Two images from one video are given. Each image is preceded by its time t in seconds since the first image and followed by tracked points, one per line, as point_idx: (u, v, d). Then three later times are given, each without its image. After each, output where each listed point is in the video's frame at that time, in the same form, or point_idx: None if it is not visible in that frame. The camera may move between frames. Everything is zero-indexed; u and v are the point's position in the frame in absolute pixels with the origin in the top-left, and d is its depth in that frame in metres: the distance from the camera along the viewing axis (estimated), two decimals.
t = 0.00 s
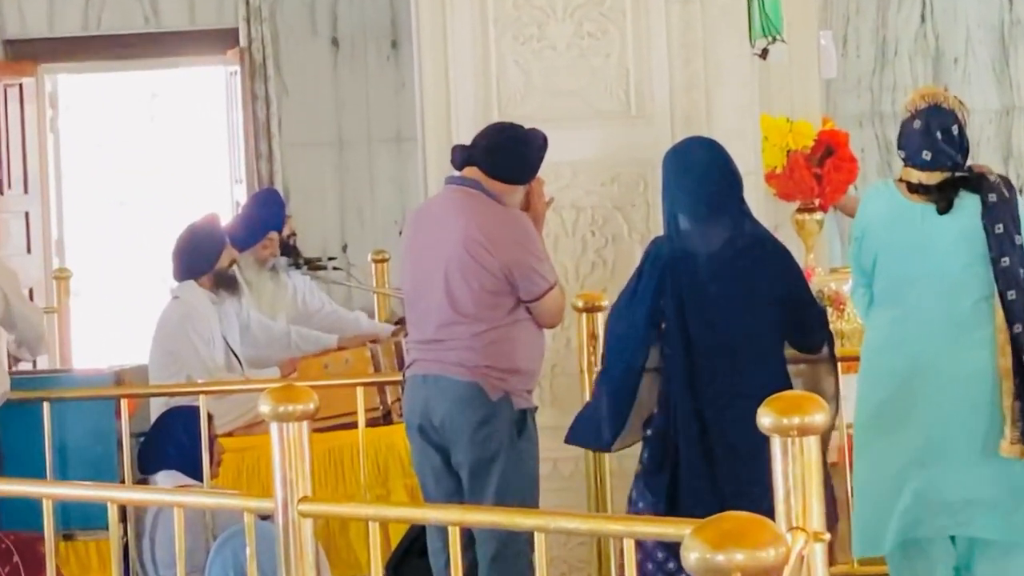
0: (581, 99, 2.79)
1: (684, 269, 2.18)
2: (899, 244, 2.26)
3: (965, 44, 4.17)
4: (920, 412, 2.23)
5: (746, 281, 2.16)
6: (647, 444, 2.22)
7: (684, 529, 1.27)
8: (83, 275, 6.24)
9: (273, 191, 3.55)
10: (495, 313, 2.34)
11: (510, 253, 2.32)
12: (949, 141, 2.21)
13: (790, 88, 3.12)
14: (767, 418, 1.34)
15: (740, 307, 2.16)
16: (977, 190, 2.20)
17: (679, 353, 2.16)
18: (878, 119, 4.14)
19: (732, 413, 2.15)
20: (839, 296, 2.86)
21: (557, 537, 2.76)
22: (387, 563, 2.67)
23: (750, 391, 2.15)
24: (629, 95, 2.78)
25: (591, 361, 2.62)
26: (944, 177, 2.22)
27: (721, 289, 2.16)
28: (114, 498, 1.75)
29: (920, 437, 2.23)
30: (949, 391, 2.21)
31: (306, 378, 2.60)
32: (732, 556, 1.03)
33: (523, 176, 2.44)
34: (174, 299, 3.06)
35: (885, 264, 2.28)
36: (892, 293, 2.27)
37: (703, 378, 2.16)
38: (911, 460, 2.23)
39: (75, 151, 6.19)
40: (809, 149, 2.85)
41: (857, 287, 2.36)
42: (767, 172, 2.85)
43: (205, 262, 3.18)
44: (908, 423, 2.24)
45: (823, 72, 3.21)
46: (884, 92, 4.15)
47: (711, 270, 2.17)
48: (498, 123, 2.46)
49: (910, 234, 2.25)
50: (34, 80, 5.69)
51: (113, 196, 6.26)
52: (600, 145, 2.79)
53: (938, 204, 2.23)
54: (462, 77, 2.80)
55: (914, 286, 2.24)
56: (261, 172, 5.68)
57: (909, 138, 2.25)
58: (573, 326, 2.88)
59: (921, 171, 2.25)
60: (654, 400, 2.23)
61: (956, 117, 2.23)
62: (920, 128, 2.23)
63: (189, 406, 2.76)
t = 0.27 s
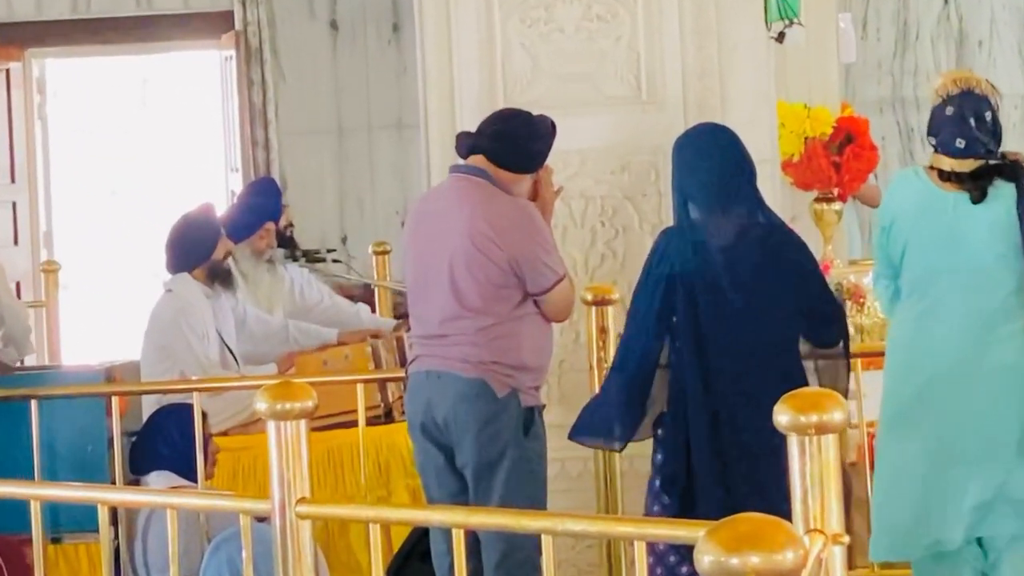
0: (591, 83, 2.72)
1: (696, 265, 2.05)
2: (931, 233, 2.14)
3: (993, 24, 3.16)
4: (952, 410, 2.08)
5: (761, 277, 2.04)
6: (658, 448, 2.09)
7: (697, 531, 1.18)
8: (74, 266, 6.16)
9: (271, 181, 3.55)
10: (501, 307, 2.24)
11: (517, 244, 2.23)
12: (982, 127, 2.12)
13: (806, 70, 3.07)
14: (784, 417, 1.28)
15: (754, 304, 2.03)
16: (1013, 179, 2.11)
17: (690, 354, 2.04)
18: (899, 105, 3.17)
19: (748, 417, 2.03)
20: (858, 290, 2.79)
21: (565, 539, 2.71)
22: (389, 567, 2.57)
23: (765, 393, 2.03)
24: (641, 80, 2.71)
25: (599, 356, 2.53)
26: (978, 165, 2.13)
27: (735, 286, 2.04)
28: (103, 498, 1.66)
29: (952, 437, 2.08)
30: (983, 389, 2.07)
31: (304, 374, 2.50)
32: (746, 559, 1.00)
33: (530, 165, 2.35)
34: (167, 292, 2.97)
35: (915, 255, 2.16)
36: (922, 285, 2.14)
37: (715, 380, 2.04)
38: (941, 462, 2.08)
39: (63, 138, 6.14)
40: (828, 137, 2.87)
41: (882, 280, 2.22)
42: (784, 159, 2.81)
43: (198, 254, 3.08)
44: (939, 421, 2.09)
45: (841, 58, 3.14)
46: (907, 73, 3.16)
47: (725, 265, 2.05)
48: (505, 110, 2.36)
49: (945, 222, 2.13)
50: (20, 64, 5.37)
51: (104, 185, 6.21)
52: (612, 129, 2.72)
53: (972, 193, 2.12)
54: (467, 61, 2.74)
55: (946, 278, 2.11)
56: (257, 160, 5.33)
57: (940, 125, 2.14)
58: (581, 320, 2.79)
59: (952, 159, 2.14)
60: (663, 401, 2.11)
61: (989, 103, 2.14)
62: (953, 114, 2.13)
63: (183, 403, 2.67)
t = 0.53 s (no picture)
0: (596, 68, 2.65)
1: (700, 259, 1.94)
2: (958, 221, 2.03)
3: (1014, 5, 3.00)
4: (985, 408, 1.98)
5: (770, 271, 1.93)
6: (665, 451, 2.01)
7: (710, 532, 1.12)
8: (56, 262, 5.72)
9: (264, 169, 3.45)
10: (504, 300, 2.16)
11: (520, 234, 2.14)
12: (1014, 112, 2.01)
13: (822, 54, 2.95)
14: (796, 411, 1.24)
15: (761, 299, 1.93)
16: None
17: (695, 353, 1.95)
18: (917, 91, 3.02)
19: (755, 419, 1.93)
20: (875, 282, 2.78)
21: (570, 542, 2.64)
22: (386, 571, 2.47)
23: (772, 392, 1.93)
24: (647, 66, 2.64)
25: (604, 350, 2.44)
26: (1009, 153, 2.01)
27: (742, 281, 1.93)
28: (89, 499, 1.57)
29: (986, 436, 1.98)
30: (1018, 385, 1.97)
31: (299, 371, 2.41)
32: (758, 561, 0.96)
33: (535, 153, 2.25)
34: (156, 284, 2.89)
35: (942, 245, 2.05)
36: (950, 275, 2.03)
37: (722, 380, 1.94)
38: (974, 461, 1.98)
39: (42, 126, 5.60)
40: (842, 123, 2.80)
41: (903, 270, 2.11)
42: (796, 149, 2.73)
43: (190, 247, 3.00)
44: (971, 419, 1.99)
45: (856, 42, 2.99)
46: (924, 59, 3.02)
47: (731, 260, 1.94)
48: (507, 94, 2.26)
49: (973, 210, 2.02)
50: (3, 48, 5.20)
51: (87, 172, 5.69)
52: (617, 116, 2.64)
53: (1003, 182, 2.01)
54: (468, 46, 2.65)
55: (976, 269, 2.00)
56: (250, 149, 5.07)
57: (968, 109, 2.04)
58: (586, 315, 2.72)
59: (982, 146, 2.03)
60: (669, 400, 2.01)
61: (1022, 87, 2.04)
62: (983, 100, 2.02)
63: (174, 400, 2.59)
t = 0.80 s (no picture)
0: (598, 56, 2.60)
1: (694, 254, 1.81)
2: (978, 213, 1.88)
3: None
4: (1012, 408, 1.81)
5: (768, 264, 1.81)
6: (668, 454, 1.88)
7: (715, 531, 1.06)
8: (44, 255, 5.41)
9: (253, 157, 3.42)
10: (503, 292, 2.09)
11: (519, 226, 2.08)
12: None
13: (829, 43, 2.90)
14: (803, 410, 1.18)
15: (759, 295, 1.80)
16: None
17: (693, 350, 1.82)
18: (926, 77, 2.95)
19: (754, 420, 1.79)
20: (884, 275, 2.75)
21: (571, 542, 2.59)
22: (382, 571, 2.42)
23: (774, 391, 1.80)
24: (649, 53, 2.59)
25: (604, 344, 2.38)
26: None
27: (740, 277, 1.80)
28: (78, 498, 1.52)
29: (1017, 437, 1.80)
30: None
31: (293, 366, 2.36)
32: (765, 562, 0.90)
33: (536, 140, 2.18)
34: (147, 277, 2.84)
35: (960, 239, 1.90)
36: (969, 268, 1.87)
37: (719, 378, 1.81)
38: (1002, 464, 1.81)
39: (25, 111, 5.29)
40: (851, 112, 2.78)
41: (920, 265, 1.98)
42: (802, 137, 2.72)
43: (181, 237, 2.95)
44: (997, 419, 1.82)
45: (864, 27, 2.94)
46: (934, 43, 2.94)
47: (727, 252, 1.81)
48: (507, 80, 2.20)
49: (994, 200, 1.86)
50: None
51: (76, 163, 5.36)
52: (619, 105, 2.60)
53: None
54: (466, 34, 2.60)
55: (998, 260, 1.84)
56: (241, 138, 4.97)
57: (988, 95, 1.91)
58: (586, 309, 2.67)
59: (1004, 132, 1.89)
60: (666, 399, 1.88)
61: None
62: (1004, 85, 1.89)
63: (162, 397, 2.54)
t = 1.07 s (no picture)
0: (594, 40, 2.53)
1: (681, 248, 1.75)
2: (997, 201, 1.81)
3: None
4: None
5: (759, 258, 1.74)
6: (659, 459, 1.80)
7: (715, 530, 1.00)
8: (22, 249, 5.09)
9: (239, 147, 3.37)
10: (497, 284, 2.03)
11: (514, 216, 2.01)
12: None
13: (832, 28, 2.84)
14: (806, 407, 1.12)
15: (749, 291, 1.73)
16: None
17: (681, 348, 1.74)
18: (932, 64, 2.92)
19: (750, 421, 1.71)
20: (887, 267, 2.74)
21: (567, 540, 2.53)
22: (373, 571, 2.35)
23: (764, 388, 1.72)
24: (646, 37, 2.53)
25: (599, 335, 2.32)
26: None
27: (729, 269, 1.73)
28: (61, 497, 1.46)
29: None
30: None
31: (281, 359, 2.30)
32: (769, 561, 0.85)
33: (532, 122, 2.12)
34: (131, 269, 2.77)
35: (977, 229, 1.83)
36: (989, 257, 1.81)
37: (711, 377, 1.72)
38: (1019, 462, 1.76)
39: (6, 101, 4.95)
40: (855, 99, 2.71)
41: (935, 256, 1.91)
42: (806, 125, 2.66)
43: (165, 227, 2.88)
44: (1015, 413, 1.76)
45: (869, 13, 2.89)
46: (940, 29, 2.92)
47: (716, 245, 1.74)
48: (495, 66, 2.13)
49: (1014, 189, 1.80)
50: None
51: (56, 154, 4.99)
52: (615, 90, 2.53)
53: None
54: (459, 18, 2.54)
55: (1019, 251, 1.78)
56: (228, 126, 4.88)
57: (1008, 79, 1.85)
58: (583, 302, 2.60)
59: None
60: (651, 398, 1.80)
61: None
62: None
63: (147, 391, 2.48)
